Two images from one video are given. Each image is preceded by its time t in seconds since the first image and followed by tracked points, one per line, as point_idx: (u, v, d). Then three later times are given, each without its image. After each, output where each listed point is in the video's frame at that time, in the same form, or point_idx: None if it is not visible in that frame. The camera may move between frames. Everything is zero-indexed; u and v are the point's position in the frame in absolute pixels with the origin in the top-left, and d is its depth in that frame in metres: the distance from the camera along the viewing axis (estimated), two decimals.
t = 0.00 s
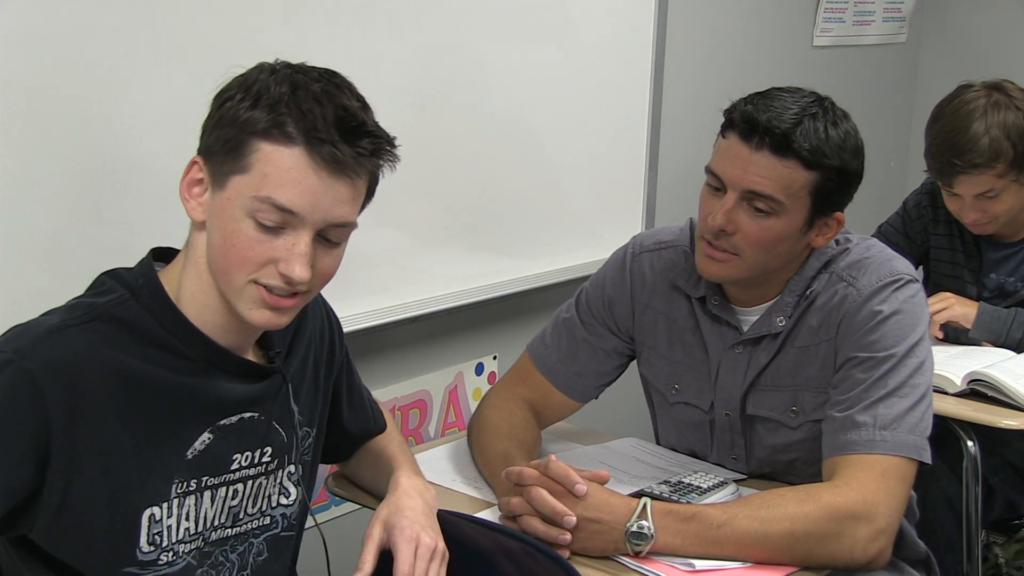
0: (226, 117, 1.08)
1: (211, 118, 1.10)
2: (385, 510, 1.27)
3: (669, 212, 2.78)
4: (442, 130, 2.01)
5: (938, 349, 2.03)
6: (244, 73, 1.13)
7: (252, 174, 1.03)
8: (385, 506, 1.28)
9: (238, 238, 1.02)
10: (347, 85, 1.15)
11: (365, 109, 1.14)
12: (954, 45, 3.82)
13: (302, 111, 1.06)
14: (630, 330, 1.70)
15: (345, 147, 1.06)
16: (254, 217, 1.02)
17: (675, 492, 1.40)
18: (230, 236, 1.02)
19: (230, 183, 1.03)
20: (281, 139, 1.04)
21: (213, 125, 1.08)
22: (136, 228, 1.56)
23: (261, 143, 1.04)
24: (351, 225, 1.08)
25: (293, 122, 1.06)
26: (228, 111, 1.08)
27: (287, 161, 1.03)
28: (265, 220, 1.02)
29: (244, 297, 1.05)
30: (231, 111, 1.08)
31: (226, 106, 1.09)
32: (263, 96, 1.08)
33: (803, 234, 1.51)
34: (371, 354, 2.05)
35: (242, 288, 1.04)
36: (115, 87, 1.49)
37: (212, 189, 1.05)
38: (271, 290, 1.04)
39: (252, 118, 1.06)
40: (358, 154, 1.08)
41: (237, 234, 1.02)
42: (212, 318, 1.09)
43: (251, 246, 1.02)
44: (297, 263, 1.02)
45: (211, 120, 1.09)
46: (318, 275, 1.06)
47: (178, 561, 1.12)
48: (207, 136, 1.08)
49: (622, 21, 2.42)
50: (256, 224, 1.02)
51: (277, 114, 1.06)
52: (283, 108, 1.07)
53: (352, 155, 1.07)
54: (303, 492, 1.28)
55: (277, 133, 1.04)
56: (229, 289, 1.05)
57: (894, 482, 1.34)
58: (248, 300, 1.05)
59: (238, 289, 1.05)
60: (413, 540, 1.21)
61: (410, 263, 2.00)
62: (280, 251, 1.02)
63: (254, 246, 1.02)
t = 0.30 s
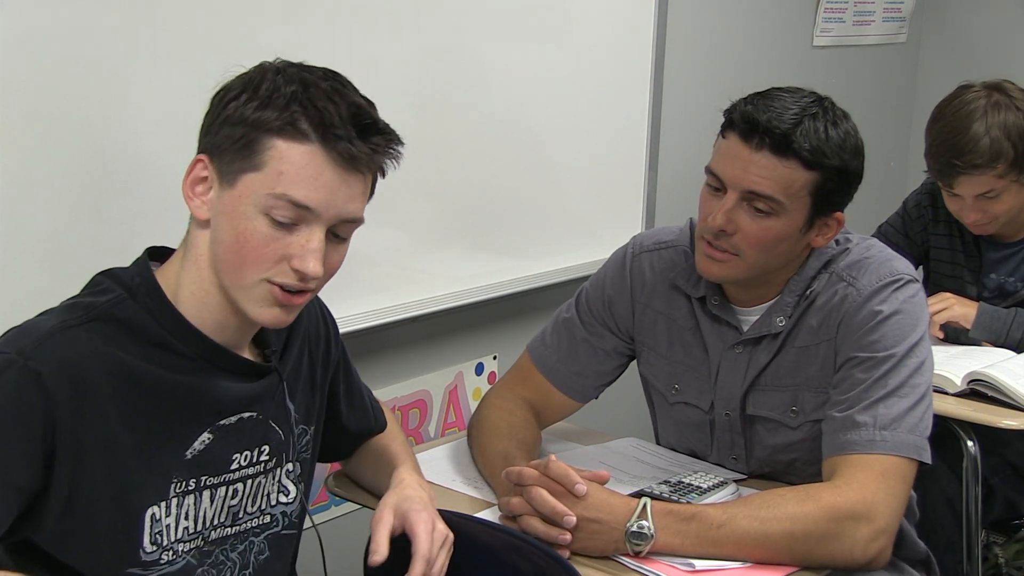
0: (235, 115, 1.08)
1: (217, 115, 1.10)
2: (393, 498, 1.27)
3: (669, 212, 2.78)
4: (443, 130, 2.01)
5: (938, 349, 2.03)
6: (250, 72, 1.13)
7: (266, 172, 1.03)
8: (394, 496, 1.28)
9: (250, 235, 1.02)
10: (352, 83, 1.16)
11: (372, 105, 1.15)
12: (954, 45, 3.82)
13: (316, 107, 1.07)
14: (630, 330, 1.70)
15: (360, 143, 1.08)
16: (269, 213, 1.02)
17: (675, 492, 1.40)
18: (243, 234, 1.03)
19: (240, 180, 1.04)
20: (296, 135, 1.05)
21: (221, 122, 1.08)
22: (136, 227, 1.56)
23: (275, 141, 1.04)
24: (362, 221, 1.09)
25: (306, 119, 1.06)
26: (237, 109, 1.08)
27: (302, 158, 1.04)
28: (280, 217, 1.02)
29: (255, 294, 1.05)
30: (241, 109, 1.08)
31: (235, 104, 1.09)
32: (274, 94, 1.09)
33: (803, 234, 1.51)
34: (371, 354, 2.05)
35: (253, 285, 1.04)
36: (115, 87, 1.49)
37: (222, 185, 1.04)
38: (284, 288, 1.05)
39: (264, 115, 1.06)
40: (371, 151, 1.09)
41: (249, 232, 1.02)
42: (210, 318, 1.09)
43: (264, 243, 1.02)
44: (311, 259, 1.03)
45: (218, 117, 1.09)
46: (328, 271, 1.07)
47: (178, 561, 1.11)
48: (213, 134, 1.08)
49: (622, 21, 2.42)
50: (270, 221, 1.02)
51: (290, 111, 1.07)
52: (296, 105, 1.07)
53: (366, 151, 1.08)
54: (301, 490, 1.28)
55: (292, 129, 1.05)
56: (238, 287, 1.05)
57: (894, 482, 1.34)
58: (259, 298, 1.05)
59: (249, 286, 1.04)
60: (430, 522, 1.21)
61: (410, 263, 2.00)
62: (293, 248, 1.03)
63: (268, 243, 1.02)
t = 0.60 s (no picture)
0: (244, 109, 1.09)
1: (220, 110, 1.10)
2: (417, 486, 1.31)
3: (669, 212, 2.78)
4: (443, 131, 2.01)
5: (938, 348, 2.02)
6: (249, 64, 1.13)
7: (290, 165, 1.05)
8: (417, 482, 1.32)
9: (276, 228, 1.05)
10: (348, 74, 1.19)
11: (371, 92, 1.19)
12: (954, 45, 3.82)
13: (330, 95, 1.10)
14: (630, 330, 1.70)
15: (376, 129, 1.12)
16: (295, 206, 1.05)
17: (675, 492, 1.40)
18: (268, 228, 1.05)
19: (264, 174, 1.05)
20: (315, 125, 1.07)
21: (228, 117, 1.09)
22: (136, 228, 1.56)
23: (297, 135, 1.06)
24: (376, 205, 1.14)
25: (322, 110, 1.09)
26: (247, 102, 1.09)
27: (326, 149, 1.07)
28: (306, 208, 1.06)
29: (281, 284, 1.07)
30: (252, 103, 1.09)
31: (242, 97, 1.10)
32: (284, 86, 1.10)
33: (803, 234, 1.51)
34: (371, 355, 2.05)
35: (278, 276, 1.06)
36: (116, 87, 1.49)
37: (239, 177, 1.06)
38: (309, 275, 1.08)
39: (278, 107, 1.08)
40: (384, 137, 1.13)
41: (275, 224, 1.05)
42: (214, 316, 1.09)
43: (291, 235, 1.05)
44: (338, 246, 1.07)
45: (224, 111, 1.09)
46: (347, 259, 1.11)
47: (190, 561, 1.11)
48: (221, 130, 1.08)
49: (622, 22, 2.42)
50: (297, 214, 1.05)
51: (305, 102, 1.09)
52: (309, 96, 1.10)
53: (382, 136, 1.12)
54: (304, 482, 1.28)
55: (311, 120, 1.07)
56: (261, 279, 1.06)
57: (894, 482, 1.34)
58: (284, 287, 1.07)
59: (273, 277, 1.06)
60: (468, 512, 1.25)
61: (410, 263, 2.00)
62: (321, 236, 1.06)
63: (295, 234, 1.05)
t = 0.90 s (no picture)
0: (267, 112, 1.08)
1: (243, 113, 1.07)
2: (427, 503, 1.29)
3: (669, 212, 2.78)
4: (442, 131, 2.01)
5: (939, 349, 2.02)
6: (260, 65, 1.12)
7: (322, 170, 1.07)
8: (427, 496, 1.30)
9: (305, 233, 1.07)
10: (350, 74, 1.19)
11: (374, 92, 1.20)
12: (953, 45, 3.82)
13: (357, 102, 1.11)
14: (630, 330, 1.71)
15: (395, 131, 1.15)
16: (322, 209, 1.07)
17: (675, 492, 1.40)
18: (296, 231, 1.06)
19: (293, 178, 1.06)
20: (342, 131, 1.09)
21: (252, 119, 1.07)
22: (136, 227, 1.56)
23: (327, 140, 1.08)
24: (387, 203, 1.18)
25: (347, 115, 1.10)
26: (269, 105, 1.08)
27: (354, 155, 1.09)
28: (332, 212, 1.08)
29: (307, 285, 1.09)
30: (273, 106, 1.08)
31: (262, 99, 1.08)
32: (306, 89, 1.10)
33: (803, 234, 1.51)
34: (372, 355, 2.05)
35: (301, 277, 1.08)
36: (116, 86, 1.49)
37: (263, 180, 1.06)
38: (325, 276, 1.10)
39: (304, 112, 1.08)
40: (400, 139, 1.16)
41: (305, 229, 1.06)
42: (223, 311, 1.09)
43: (318, 238, 1.07)
44: (359, 247, 1.10)
45: (245, 113, 1.07)
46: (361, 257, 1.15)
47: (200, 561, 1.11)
48: (244, 132, 1.07)
49: (622, 22, 2.42)
50: (324, 218, 1.07)
51: (330, 107, 1.09)
52: (334, 102, 1.10)
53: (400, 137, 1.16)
54: (303, 475, 1.27)
55: (338, 125, 1.08)
56: (283, 280, 1.08)
57: (894, 481, 1.34)
58: (304, 289, 1.09)
59: (296, 279, 1.08)
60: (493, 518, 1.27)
61: (410, 264, 2.00)
62: (345, 238, 1.09)
63: (322, 237, 1.07)
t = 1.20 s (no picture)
0: (270, 112, 1.08)
1: (246, 113, 1.07)
2: (432, 504, 1.28)
3: (669, 212, 2.78)
4: (443, 131, 2.01)
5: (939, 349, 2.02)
6: (262, 64, 1.12)
7: (323, 172, 1.07)
8: (432, 497, 1.29)
9: (304, 234, 1.06)
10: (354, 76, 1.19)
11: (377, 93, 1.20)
12: (953, 45, 3.82)
13: (360, 104, 1.11)
14: (630, 330, 1.71)
15: (397, 135, 1.15)
16: (323, 211, 1.07)
17: (675, 492, 1.40)
18: (296, 232, 1.06)
19: (295, 179, 1.06)
20: (344, 134, 1.09)
21: (254, 119, 1.07)
22: (137, 227, 1.56)
23: (329, 143, 1.08)
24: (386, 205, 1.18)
25: (350, 117, 1.10)
26: (272, 105, 1.08)
27: (356, 158, 1.09)
28: (332, 213, 1.08)
29: (305, 286, 1.09)
30: (276, 106, 1.08)
31: (265, 99, 1.08)
32: (309, 90, 1.10)
33: (803, 234, 1.51)
34: (372, 355, 2.05)
35: (301, 278, 1.08)
36: (116, 85, 1.49)
37: (265, 181, 1.06)
38: (324, 277, 1.10)
39: (307, 114, 1.08)
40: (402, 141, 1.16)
41: (304, 230, 1.06)
42: (223, 312, 1.09)
43: (319, 239, 1.07)
44: (358, 248, 1.10)
45: (248, 112, 1.07)
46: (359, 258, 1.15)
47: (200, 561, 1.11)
48: (247, 132, 1.06)
49: (622, 22, 2.42)
50: (325, 219, 1.07)
51: (333, 109, 1.09)
52: (337, 103, 1.10)
53: (401, 141, 1.16)
54: (304, 476, 1.27)
55: (340, 127, 1.09)
56: (283, 280, 1.08)
57: (894, 482, 1.34)
58: (303, 290, 1.09)
59: (296, 280, 1.08)
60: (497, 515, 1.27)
61: (411, 264, 2.00)
62: (344, 239, 1.09)
63: (323, 238, 1.07)
